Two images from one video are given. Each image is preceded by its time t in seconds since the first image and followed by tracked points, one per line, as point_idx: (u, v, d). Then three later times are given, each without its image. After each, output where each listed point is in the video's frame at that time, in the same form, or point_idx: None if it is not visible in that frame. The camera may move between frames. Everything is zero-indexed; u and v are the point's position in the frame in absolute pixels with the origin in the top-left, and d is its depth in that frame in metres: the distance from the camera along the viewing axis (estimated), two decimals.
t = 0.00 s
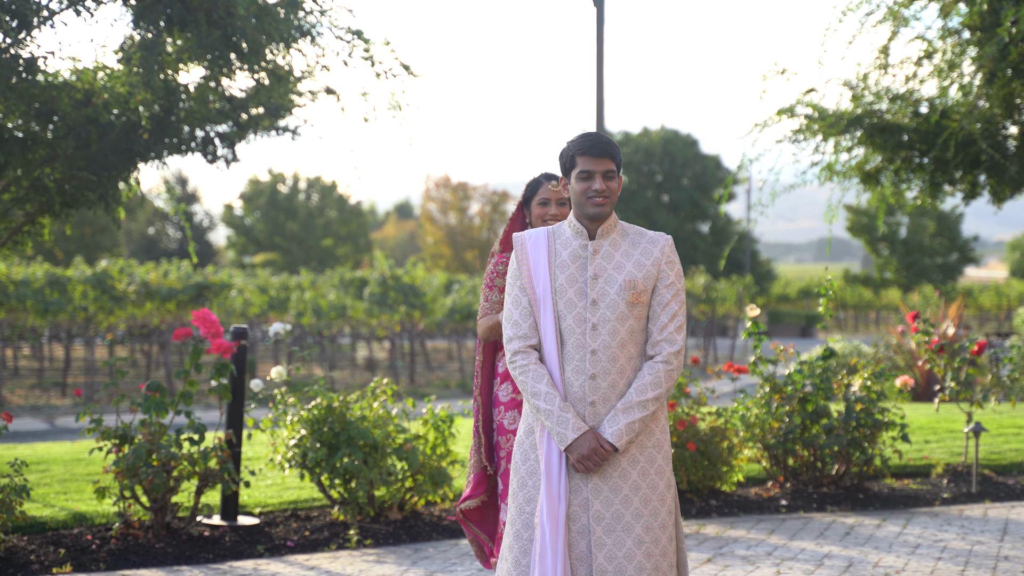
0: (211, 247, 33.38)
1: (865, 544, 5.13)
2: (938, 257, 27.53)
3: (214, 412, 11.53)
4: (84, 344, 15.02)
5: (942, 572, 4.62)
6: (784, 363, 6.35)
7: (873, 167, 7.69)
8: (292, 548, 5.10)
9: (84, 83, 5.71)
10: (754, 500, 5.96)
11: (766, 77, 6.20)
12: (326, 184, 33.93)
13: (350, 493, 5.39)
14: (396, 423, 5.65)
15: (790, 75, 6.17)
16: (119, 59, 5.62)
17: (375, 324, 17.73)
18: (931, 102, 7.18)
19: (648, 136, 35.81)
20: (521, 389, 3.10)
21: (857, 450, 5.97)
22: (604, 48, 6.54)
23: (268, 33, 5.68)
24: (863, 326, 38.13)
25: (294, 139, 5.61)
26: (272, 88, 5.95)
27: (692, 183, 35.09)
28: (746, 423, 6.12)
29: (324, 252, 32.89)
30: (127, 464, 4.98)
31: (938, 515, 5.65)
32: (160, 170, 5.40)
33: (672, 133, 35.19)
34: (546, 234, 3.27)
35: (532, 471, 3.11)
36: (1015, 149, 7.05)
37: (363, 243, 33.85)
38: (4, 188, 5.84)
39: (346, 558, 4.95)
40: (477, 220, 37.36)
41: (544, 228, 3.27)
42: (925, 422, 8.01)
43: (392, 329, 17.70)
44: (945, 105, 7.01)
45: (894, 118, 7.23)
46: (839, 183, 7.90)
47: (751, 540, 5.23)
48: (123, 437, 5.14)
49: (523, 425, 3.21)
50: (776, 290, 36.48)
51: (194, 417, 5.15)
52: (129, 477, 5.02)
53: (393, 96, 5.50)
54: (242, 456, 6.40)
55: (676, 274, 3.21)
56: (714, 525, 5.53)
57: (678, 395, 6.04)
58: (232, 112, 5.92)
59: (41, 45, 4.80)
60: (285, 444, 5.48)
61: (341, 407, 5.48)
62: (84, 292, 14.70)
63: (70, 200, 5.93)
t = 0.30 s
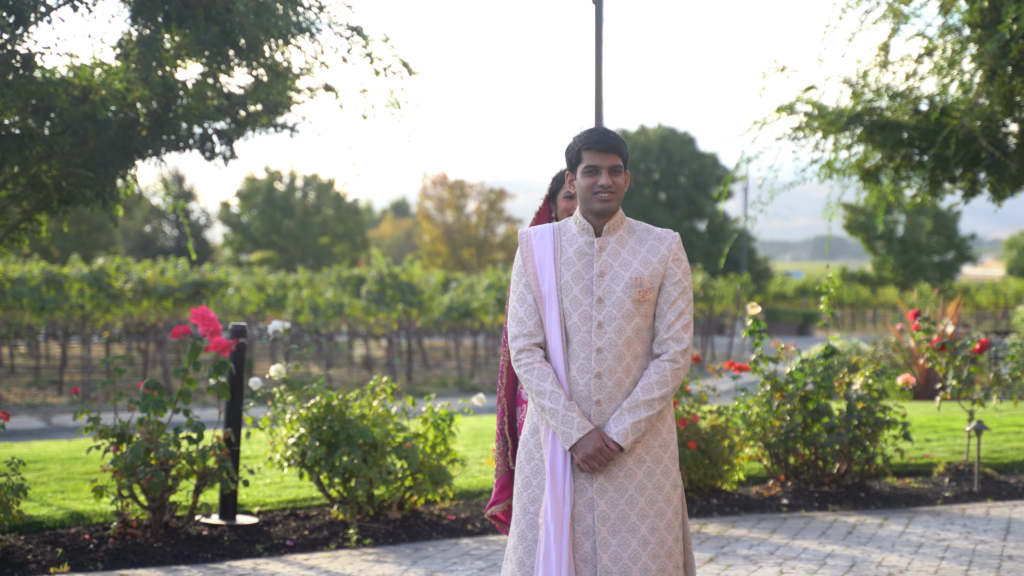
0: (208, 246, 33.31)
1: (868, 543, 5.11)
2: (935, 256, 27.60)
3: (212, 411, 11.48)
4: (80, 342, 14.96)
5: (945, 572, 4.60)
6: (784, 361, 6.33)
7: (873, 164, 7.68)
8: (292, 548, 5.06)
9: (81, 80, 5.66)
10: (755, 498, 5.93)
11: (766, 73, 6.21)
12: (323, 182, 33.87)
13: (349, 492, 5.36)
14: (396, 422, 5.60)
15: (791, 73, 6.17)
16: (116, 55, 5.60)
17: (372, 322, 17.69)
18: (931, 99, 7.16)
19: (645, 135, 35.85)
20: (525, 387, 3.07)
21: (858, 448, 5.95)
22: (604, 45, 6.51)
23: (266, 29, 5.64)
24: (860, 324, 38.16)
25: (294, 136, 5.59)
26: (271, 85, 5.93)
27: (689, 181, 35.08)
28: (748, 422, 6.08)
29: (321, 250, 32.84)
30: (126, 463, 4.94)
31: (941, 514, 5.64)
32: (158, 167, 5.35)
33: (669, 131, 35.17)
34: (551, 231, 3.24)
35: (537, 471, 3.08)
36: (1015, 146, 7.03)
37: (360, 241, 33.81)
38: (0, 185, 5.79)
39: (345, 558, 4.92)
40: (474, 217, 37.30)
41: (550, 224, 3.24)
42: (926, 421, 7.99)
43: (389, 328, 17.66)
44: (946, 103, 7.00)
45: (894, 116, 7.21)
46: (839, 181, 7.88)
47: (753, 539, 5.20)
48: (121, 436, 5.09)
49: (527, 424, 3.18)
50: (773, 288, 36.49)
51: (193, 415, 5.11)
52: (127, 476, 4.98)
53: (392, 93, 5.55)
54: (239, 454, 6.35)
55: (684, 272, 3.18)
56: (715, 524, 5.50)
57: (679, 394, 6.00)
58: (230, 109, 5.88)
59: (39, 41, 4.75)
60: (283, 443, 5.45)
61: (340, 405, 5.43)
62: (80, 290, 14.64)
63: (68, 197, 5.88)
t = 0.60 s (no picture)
0: (203, 246, 33.20)
1: (866, 543, 5.09)
2: (931, 255, 27.63)
3: (206, 412, 11.42)
4: (75, 342, 14.90)
5: (944, 572, 4.57)
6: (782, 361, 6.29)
7: (870, 163, 7.68)
8: (286, 549, 5.03)
9: (75, 79, 5.59)
10: (752, 498, 5.91)
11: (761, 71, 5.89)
12: (318, 182, 33.79)
13: (344, 492, 5.33)
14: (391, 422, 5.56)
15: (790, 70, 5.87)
16: (110, 53, 5.57)
17: (368, 322, 17.65)
18: (928, 98, 7.14)
19: (640, 134, 35.87)
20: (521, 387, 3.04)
21: (856, 448, 5.92)
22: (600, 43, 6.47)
23: (261, 28, 5.59)
24: (856, 323, 38.18)
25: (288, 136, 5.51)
26: (265, 83, 5.87)
27: (684, 180, 35.08)
28: (744, 421, 6.06)
29: (316, 250, 32.76)
30: (118, 464, 4.90)
31: (938, 514, 5.62)
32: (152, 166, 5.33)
33: (664, 130, 35.21)
34: (549, 229, 3.21)
35: (533, 471, 3.05)
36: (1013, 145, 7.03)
37: (356, 241, 33.73)
38: None
39: (340, 559, 4.89)
40: (469, 217, 37.25)
41: (548, 222, 3.21)
42: (923, 420, 7.97)
43: (384, 327, 17.62)
44: (942, 101, 7.00)
45: (891, 114, 7.19)
46: (836, 179, 7.86)
47: (751, 540, 5.18)
48: (115, 436, 5.05)
49: (523, 424, 3.15)
50: (769, 288, 36.49)
51: (186, 416, 5.06)
52: (120, 477, 4.94)
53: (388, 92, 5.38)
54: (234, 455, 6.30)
55: (683, 271, 3.15)
56: (713, 524, 5.48)
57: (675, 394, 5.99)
58: (224, 108, 5.84)
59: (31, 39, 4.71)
60: (278, 443, 5.41)
61: (335, 405, 5.40)
62: (75, 289, 14.58)
63: (62, 196, 5.83)
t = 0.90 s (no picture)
0: (195, 246, 33.10)
1: (857, 544, 5.07)
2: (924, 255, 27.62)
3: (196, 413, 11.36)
4: (66, 343, 14.83)
5: (934, 572, 4.55)
6: (772, 360, 6.26)
7: (862, 162, 7.64)
8: (272, 550, 4.99)
9: (63, 78, 5.56)
10: (742, 499, 5.88)
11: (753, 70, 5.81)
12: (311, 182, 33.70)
13: (331, 493, 5.29)
14: (379, 422, 5.51)
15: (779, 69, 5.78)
16: (96, 52, 5.52)
17: (360, 322, 17.61)
18: (919, 97, 7.13)
19: (634, 135, 35.88)
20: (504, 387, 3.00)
21: (846, 448, 5.90)
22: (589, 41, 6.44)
23: (248, 26, 5.56)
24: (849, 323, 38.21)
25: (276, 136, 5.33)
26: (253, 82, 5.81)
27: (678, 180, 35.07)
28: (735, 421, 6.00)
29: (309, 250, 32.67)
30: (103, 465, 4.86)
31: (929, 514, 5.59)
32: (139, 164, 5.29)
33: (657, 130, 35.21)
34: (533, 226, 3.17)
35: (516, 472, 3.01)
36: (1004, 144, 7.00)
37: (349, 241, 33.67)
38: None
39: (327, 560, 4.85)
40: (463, 217, 37.20)
41: (532, 219, 3.17)
42: (915, 420, 7.95)
43: (377, 328, 17.58)
44: (934, 100, 6.99)
45: (883, 113, 7.17)
46: (827, 179, 7.83)
47: (740, 540, 5.15)
48: (100, 438, 5.00)
49: (507, 424, 3.12)
50: (763, 288, 36.51)
51: (172, 417, 5.01)
52: (105, 478, 4.89)
53: (376, 91, 5.26)
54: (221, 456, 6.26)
55: (668, 269, 3.12)
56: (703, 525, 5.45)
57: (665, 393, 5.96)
58: (211, 107, 5.81)
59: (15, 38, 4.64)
60: (265, 444, 5.37)
61: (322, 406, 5.36)
62: (65, 290, 14.51)
63: (48, 196, 5.78)
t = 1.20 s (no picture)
0: (188, 247, 33.03)
1: (841, 544, 5.04)
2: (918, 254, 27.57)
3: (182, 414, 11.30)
4: (55, 344, 14.78)
5: (917, 572, 4.51)
6: (758, 360, 6.23)
7: (851, 161, 7.60)
8: (252, 552, 4.95)
9: (45, 78, 5.54)
10: (728, 499, 5.85)
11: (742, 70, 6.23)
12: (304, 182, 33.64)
13: (313, 494, 5.25)
14: (360, 423, 5.47)
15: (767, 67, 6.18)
16: (77, 51, 5.53)
17: (351, 322, 17.58)
18: (908, 95, 7.10)
19: (627, 135, 35.90)
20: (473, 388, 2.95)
21: (832, 448, 5.87)
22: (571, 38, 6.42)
23: (231, 24, 5.53)
24: (843, 323, 38.20)
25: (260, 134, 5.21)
26: (236, 81, 5.75)
27: (671, 180, 35.07)
28: (720, 421, 6.01)
29: (302, 251, 32.61)
30: (81, 466, 4.81)
31: (915, 514, 5.56)
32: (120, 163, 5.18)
33: (651, 130, 35.23)
34: (503, 224, 3.12)
35: (486, 472, 2.97)
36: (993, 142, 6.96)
37: (342, 241, 33.61)
38: None
39: (307, 562, 4.81)
40: (456, 217, 37.17)
41: (502, 216, 3.12)
42: (904, 419, 7.92)
43: (368, 328, 17.55)
44: (923, 98, 6.96)
45: (871, 112, 7.13)
46: (816, 178, 7.79)
47: (724, 541, 5.12)
48: (78, 439, 4.96)
49: (477, 424, 3.07)
50: (757, 288, 36.50)
51: (150, 418, 4.97)
52: (83, 480, 4.85)
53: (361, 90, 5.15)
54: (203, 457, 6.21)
55: (639, 267, 3.09)
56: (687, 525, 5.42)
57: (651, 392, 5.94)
58: (196, 107, 5.74)
59: None
60: (246, 445, 5.33)
61: (303, 406, 5.32)
62: (55, 291, 14.46)
63: (30, 196, 5.76)
